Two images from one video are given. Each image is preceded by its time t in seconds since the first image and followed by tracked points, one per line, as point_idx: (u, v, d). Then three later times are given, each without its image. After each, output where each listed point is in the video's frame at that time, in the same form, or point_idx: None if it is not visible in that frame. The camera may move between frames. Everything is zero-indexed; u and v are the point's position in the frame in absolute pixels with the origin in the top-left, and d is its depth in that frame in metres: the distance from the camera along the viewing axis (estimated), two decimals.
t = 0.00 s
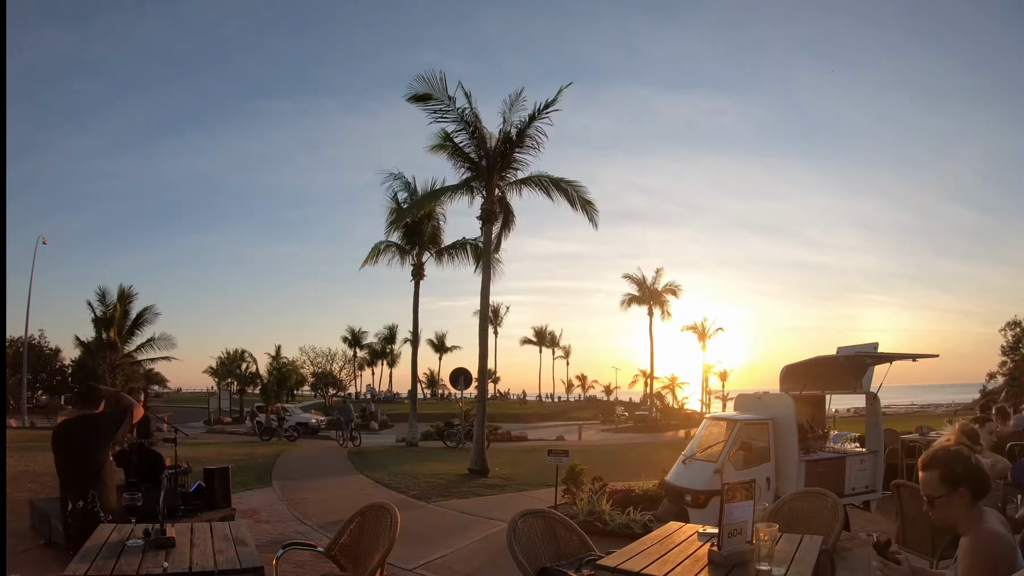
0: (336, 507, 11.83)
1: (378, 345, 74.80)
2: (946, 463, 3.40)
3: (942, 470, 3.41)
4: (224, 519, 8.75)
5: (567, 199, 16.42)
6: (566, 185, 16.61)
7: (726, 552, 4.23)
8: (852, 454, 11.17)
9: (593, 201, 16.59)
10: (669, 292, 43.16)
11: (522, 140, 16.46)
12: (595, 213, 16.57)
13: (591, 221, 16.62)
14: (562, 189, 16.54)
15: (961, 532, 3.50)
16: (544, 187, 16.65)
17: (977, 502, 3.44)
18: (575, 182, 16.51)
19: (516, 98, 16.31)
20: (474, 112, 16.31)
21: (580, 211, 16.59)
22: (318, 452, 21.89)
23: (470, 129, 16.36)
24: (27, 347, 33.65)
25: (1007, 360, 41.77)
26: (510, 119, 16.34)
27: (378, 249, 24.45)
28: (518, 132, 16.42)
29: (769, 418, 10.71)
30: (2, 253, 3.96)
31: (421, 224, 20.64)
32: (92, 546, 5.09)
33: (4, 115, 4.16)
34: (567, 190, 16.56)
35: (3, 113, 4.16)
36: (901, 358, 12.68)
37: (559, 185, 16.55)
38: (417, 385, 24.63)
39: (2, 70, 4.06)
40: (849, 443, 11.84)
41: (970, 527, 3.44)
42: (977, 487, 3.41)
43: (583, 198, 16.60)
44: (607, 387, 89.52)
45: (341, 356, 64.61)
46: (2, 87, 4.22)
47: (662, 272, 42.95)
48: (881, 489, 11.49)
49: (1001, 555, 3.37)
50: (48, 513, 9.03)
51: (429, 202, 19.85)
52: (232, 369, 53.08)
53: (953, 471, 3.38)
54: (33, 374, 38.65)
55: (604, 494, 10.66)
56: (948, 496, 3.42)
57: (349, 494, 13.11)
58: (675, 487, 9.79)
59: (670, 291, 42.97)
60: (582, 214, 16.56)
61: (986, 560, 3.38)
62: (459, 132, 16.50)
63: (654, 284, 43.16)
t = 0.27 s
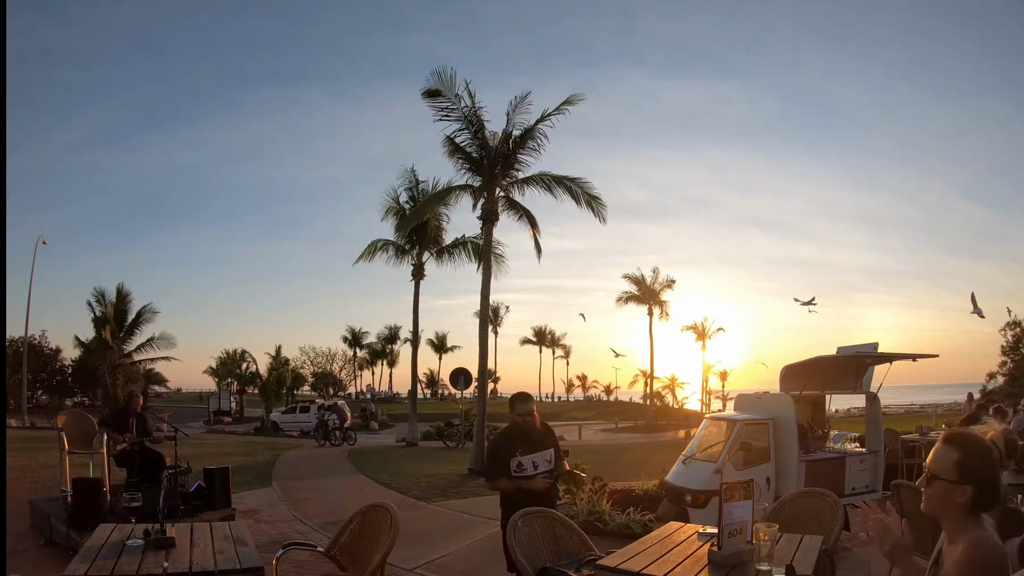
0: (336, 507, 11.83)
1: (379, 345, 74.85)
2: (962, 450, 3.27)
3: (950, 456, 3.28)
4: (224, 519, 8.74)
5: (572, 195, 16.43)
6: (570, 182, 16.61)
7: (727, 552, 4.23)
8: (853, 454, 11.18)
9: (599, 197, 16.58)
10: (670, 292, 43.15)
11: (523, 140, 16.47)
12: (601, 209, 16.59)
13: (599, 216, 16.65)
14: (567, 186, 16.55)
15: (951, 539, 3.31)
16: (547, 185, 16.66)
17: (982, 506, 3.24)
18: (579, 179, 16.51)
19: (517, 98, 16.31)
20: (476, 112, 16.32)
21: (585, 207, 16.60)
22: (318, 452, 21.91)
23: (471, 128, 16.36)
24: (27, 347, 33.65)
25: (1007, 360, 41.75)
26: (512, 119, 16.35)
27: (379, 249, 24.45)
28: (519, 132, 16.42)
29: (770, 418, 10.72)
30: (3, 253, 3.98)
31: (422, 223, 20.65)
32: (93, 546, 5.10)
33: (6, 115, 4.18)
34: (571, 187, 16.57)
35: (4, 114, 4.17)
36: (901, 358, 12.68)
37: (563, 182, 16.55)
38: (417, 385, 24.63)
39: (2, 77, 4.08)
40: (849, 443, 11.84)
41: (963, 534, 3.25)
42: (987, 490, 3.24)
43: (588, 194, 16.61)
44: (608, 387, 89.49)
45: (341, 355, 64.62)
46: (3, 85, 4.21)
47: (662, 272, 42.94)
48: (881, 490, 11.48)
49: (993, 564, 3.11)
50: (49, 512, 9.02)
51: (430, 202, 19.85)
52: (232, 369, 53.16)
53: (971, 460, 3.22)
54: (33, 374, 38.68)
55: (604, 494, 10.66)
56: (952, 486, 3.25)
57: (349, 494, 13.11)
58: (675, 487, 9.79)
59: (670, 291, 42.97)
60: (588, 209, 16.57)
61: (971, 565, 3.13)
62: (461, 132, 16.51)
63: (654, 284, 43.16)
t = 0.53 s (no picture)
0: (336, 507, 11.83)
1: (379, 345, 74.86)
2: (956, 452, 3.30)
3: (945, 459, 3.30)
4: (223, 519, 8.74)
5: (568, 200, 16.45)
6: (565, 185, 16.61)
7: (727, 552, 4.23)
8: (853, 454, 11.19)
9: (593, 202, 16.59)
10: (669, 293, 43.16)
11: (522, 141, 16.47)
12: (594, 214, 16.58)
13: (592, 221, 16.64)
14: (562, 190, 16.55)
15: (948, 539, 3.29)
16: (542, 188, 16.67)
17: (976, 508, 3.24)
18: (575, 182, 16.52)
19: (516, 98, 16.32)
20: (475, 112, 16.32)
21: (580, 211, 16.59)
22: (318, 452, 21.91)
23: (470, 129, 16.37)
24: (27, 347, 33.67)
25: (1007, 360, 41.74)
26: (511, 119, 16.35)
27: (379, 249, 24.47)
28: (519, 132, 16.42)
29: (770, 418, 10.72)
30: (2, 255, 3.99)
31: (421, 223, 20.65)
32: (93, 546, 5.10)
33: (4, 116, 4.19)
34: (566, 191, 16.57)
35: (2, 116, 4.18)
36: (901, 358, 12.68)
37: (558, 185, 16.55)
38: (417, 385, 24.63)
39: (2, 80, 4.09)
40: (850, 443, 11.84)
41: (957, 534, 3.24)
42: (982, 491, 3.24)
43: (583, 198, 16.60)
44: (608, 387, 89.46)
45: (341, 355, 64.64)
46: (1, 82, 4.19)
47: (662, 272, 42.95)
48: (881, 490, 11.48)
49: (986, 561, 3.07)
50: (49, 513, 9.02)
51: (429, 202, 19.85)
52: (232, 369, 53.21)
53: (965, 463, 3.25)
54: (33, 374, 38.70)
55: (604, 494, 10.66)
56: (946, 488, 3.27)
57: (349, 494, 13.11)
58: (675, 487, 9.79)
59: (670, 291, 42.98)
60: (582, 214, 16.57)
61: (963, 563, 3.10)
62: (460, 132, 16.51)
63: (655, 284, 43.17)
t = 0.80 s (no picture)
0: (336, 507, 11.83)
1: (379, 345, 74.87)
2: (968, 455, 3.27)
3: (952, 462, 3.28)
4: (223, 519, 8.74)
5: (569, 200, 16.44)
6: (567, 185, 16.61)
7: (727, 552, 4.23)
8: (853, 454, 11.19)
9: (594, 202, 16.59)
10: (669, 293, 43.18)
11: (523, 140, 16.47)
12: (594, 214, 16.57)
13: (593, 221, 16.62)
14: (564, 189, 16.55)
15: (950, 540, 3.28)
16: (543, 188, 16.67)
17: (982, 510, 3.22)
18: (575, 182, 16.51)
19: (517, 98, 16.32)
20: (475, 112, 16.32)
21: (580, 211, 16.59)
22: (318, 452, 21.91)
23: (471, 128, 16.36)
24: (27, 347, 33.69)
25: (1007, 360, 41.75)
26: (511, 119, 16.35)
27: (379, 249, 24.46)
28: (519, 132, 16.42)
29: (770, 418, 10.72)
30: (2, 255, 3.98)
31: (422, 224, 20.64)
32: (93, 546, 5.09)
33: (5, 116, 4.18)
34: (567, 190, 16.57)
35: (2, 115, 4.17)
36: (901, 358, 12.68)
37: (559, 185, 16.54)
38: (417, 385, 24.63)
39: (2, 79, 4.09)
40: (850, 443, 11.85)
41: (958, 536, 3.24)
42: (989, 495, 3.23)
43: (583, 198, 16.59)
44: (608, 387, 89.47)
45: (341, 356, 64.68)
46: None
47: (662, 272, 42.97)
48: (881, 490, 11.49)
49: (986, 562, 3.09)
50: (49, 512, 9.02)
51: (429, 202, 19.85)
52: (232, 369, 53.24)
53: (973, 468, 3.23)
54: (33, 375, 38.73)
55: (604, 494, 10.65)
56: (959, 492, 3.23)
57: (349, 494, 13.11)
58: (675, 487, 9.79)
59: (670, 291, 42.98)
60: (582, 214, 16.57)
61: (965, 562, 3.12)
62: (460, 132, 16.50)
63: (655, 284, 43.18)
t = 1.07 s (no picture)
0: (336, 507, 11.83)
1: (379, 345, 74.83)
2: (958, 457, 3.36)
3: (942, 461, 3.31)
4: (223, 519, 8.74)
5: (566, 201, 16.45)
6: (564, 186, 16.61)
7: (727, 552, 4.23)
8: (853, 454, 11.19)
9: (592, 203, 16.58)
10: (670, 293, 43.17)
11: (523, 140, 16.47)
12: (592, 215, 16.57)
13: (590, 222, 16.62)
14: (561, 191, 16.54)
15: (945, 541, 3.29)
16: (543, 188, 16.66)
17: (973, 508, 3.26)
18: (574, 183, 16.50)
19: (517, 98, 16.32)
20: (475, 112, 16.31)
21: (579, 212, 16.58)
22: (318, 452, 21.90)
23: (471, 129, 16.36)
24: (27, 347, 33.67)
25: (1007, 360, 41.76)
26: (511, 119, 16.35)
27: (379, 249, 24.46)
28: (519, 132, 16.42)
29: (770, 418, 10.72)
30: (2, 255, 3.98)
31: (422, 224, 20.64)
32: (93, 546, 5.10)
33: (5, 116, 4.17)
34: (564, 192, 16.55)
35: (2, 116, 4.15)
36: (901, 358, 12.68)
37: (558, 185, 16.55)
38: (417, 385, 24.62)
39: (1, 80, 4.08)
40: (850, 443, 11.84)
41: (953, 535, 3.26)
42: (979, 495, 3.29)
43: (582, 199, 16.59)
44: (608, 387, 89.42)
45: (341, 355, 64.67)
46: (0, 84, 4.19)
47: (662, 272, 42.96)
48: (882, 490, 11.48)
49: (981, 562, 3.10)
50: (49, 512, 9.03)
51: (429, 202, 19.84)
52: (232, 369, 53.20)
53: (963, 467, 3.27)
54: (33, 374, 38.70)
55: (604, 494, 10.66)
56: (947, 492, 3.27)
57: (348, 494, 13.11)
58: (675, 487, 9.79)
59: (670, 291, 42.99)
60: (580, 215, 16.56)
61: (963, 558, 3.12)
62: (460, 132, 16.50)
63: (655, 284, 43.18)
